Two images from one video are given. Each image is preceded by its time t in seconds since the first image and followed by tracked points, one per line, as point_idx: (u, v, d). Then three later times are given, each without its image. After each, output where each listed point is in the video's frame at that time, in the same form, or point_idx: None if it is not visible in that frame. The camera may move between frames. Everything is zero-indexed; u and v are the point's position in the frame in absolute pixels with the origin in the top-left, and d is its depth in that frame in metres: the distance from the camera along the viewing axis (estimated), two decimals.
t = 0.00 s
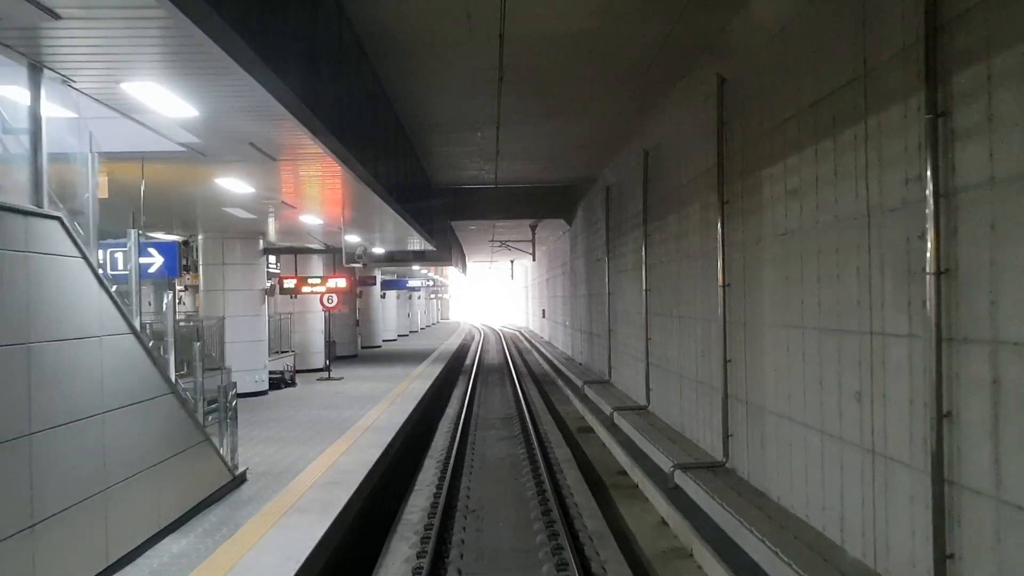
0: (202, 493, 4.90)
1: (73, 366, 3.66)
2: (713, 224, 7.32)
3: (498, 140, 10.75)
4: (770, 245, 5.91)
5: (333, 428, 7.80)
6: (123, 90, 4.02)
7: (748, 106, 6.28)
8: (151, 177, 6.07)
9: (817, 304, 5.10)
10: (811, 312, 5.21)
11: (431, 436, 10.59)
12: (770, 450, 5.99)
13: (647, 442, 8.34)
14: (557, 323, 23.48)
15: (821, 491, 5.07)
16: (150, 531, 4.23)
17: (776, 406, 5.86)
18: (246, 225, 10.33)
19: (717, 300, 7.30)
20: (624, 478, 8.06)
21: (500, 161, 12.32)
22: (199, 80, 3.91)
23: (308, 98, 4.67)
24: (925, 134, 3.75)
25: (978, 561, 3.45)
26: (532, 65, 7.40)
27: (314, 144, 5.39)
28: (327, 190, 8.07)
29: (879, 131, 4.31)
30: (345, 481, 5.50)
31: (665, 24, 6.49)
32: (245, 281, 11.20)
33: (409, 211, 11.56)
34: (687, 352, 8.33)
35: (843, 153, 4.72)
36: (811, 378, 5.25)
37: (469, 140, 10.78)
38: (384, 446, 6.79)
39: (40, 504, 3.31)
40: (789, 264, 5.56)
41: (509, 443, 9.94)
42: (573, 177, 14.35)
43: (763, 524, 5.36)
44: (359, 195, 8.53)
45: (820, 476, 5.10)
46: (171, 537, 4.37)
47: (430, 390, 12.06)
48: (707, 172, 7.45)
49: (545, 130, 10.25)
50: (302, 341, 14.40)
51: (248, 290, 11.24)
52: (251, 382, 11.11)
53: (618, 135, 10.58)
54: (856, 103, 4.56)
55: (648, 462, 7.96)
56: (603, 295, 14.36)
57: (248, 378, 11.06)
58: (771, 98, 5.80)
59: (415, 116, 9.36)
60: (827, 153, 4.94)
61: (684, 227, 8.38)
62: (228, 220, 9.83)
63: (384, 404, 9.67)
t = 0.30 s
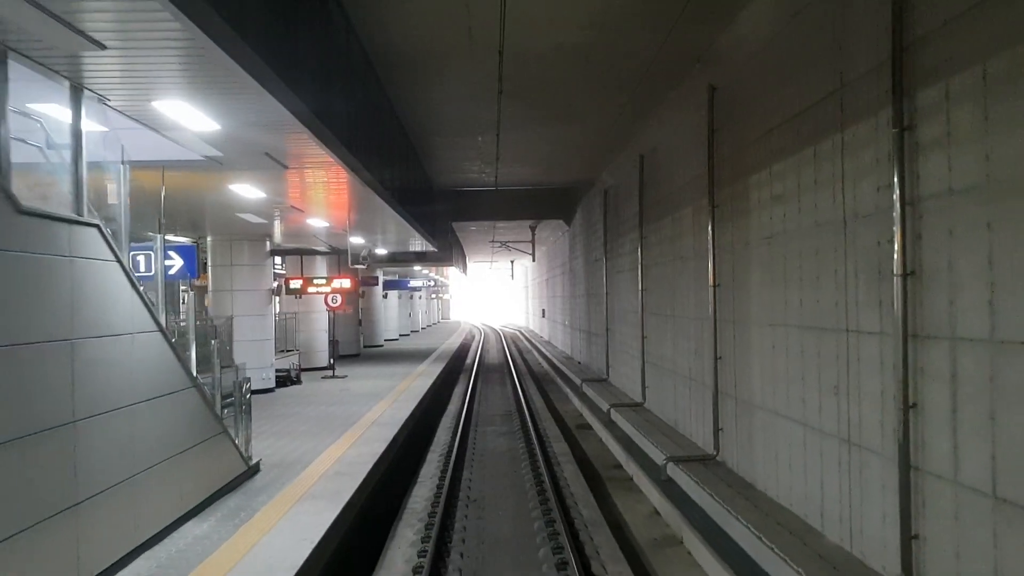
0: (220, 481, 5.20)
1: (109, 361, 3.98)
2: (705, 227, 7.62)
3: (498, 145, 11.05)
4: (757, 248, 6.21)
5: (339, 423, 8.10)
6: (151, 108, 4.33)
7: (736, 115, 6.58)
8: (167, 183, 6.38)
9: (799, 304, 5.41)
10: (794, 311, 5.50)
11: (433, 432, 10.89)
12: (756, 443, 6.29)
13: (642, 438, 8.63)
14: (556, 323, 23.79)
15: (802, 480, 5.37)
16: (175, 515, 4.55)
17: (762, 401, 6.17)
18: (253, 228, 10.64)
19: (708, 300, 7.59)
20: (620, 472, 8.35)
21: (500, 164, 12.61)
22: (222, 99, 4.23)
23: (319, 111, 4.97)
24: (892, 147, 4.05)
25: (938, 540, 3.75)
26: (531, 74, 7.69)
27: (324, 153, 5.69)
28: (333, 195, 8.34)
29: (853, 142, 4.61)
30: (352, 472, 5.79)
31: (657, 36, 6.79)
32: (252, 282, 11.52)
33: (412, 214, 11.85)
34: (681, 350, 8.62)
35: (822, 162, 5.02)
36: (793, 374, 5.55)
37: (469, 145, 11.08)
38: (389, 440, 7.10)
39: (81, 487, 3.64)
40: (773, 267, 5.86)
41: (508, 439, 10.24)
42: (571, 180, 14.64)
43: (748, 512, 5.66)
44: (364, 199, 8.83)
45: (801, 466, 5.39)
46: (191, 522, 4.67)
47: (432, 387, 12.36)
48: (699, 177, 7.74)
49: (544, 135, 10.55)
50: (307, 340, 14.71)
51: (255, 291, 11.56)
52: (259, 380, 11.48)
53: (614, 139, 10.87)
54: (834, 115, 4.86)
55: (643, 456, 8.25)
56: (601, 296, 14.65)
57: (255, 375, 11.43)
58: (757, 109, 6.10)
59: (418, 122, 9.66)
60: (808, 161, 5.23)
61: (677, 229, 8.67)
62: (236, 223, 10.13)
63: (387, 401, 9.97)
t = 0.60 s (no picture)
0: (239, 474, 5.50)
1: (139, 359, 4.30)
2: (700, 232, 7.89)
3: (500, 151, 11.34)
4: (748, 253, 6.49)
5: (347, 421, 8.39)
6: (177, 125, 4.64)
7: (728, 125, 6.86)
8: (185, 192, 6.71)
9: (786, 306, 5.69)
10: (781, 313, 5.79)
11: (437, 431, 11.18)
12: (747, 438, 6.57)
13: (639, 435, 8.90)
14: (559, 325, 24.07)
15: (789, 473, 5.65)
16: (199, 503, 4.88)
17: (752, 398, 6.45)
18: (262, 232, 10.95)
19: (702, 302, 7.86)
20: (618, 468, 8.63)
21: (503, 170, 12.88)
22: (243, 117, 4.54)
23: (332, 125, 5.27)
24: (868, 160, 4.34)
25: (908, 525, 4.05)
26: (531, 86, 7.99)
27: (335, 163, 6.00)
28: (341, 202, 8.65)
29: (835, 154, 4.89)
30: (362, 467, 6.07)
31: (652, 50, 7.09)
32: (262, 285, 11.89)
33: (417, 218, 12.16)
34: (678, 351, 8.89)
35: (807, 172, 5.30)
36: (781, 372, 5.83)
37: (473, 152, 11.37)
38: (396, 437, 7.39)
39: (116, 474, 3.99)
40: (763, 270, 6.14)
41: (511, 437, 10.52)
42: (573, 184, 14.91)
43: (739, 504, 5.94)
44: (370, 205, 9.14)
45: (788, 459, 5.68)
46: (212, 510, 4.97)
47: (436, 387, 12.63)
48: (694, 184, 8.02)
49: (544, 142, 10.84)
50: (314, 342, 15.01)
51: (265, 293, 11.91)
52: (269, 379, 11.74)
53: (614, 146, 11.15)
54: (817, 129, 5.15)
55: (640, 453, 8.53)
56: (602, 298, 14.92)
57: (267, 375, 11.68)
58: (747, 120, 6.38)
59: (422, 130, 9.96)
60: (794, 171, 5.52)
61: (674, 234, 8.95)
62: (246, 228, 10.46)
63: (392, 400, 10.26)
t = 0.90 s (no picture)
0: (254, 467, 5.79)
1: (166, 357, 4.60)
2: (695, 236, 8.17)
3: (502, 157, 11.63)
4: (740, 257, 6.77)
5: (355, 418, 8.68)
6: (199, 139, 4.95)
7: (721, 134, 7.14)
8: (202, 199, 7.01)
9: (775, 307, 5.97)
10: (771, 314, 6.07)
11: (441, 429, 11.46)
12: (739, 434, 6.85)
13: (638, 433, 9.18)
14: (561, 326, 24.35)
15: (778, 467, 5.92)
16: (220, 492, 5.21)
17: (744, 396, 6.73)
18: (271, 236, 11.25)
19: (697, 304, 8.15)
20: (617, 464, 8.91)
21: (505, 174, 13.16)
22: (260, 131, 4.84)
23: (343, 136, 5.56)
24: (847, 170, 4.62)
25: (884, 512, 4.33)
26: (532, 96, 8.28)
27: (345, 172, 6.29)
28: (348, 207, 8.94)
29: (819, 164, 5.17)
30: (370, 461, 6.35)
31: (648, 62, 7.37)
32: (272, 287, 12.18)
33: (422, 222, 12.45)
34: (675, 351, 9.16)
35: (794, 180, 5.58)
36: (771, 370, 6.10)
37: (476, 157, 11.66)
38: (402, 434, 7.68)
39: (145, 463, 4.30)
40: (753, 273, 6.42)
41: (513, 435, 10.81)
42: (574, 188, 15.19)
43: (731, 496, 6.21)
44: (377, 210, 9.43)
45: (777, 454, 5.95)
46: (230, 501, 5.26)
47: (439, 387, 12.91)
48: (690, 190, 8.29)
49: (546, 148, 11.12)
50: (320, 343, 15.31)
51: (274, 295, 12.21)
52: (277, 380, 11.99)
53: (613, 151, 11.43)
54: (802, 139, 5.43)
55: (639, 450, 8.81)
56: (602, 300, 15.19)
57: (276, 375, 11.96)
58: (739, 129, 6.65)
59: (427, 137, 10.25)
60: (782, 179, 5.80)
61: (671, 238, 9.23)
62: (256, 232, 10.76)
63: (398, 399, 10.56)
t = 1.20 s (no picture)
0: (268, 462, 6.08)
1: (189, 356, 4.90)
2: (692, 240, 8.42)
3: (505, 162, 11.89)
4: (733, 260, 7.03)
5: (363, 417, 8.95)
6: (220, 151, 5.25)
7: (716, 142, 7.39)
8: (218, 206, 7.30)
9: (766, 309, 6.23)
10: (762, 315, 6.33)
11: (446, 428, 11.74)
12: (733, 431, 7.10)
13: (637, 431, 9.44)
14: (563, 328, 24.60)
15: (769, 461, 6.19)
16: (237, 485, 5.49)
17: (738, 394, 6.99)
18: (280, 240, 11.53)
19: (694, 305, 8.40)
20: (617, 462, 9.17)
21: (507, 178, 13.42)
22: (277, 144, 5.13)
23: (353, 146, 5.84)
24: (831, 178, 4.88)
25: (865, 502, 4.60)
26: (534, 104, 8.56)
27: (355, 181, 6.58)
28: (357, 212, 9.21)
29: (806, 172, 5.44)
30: (378, 457, 6.63)
31: (646, 72, 7.64)
32: (280, 289, 12.49)
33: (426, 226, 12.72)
34: (673, 351, 9.43)
35: (783, 187, 5.85)
36: (761, 369, 6.37)
37: (480, 162, 11.93)
38: (408, 431, 7.96)
39: (170, 455, 4.59)
40: (746, 276, 6.68)
41: (516, 434, 11.08)
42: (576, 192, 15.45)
43: (724, 490, 6.47)
44: (384, 215, 9.71)
45: (768, 449, 6.22)
46: (245, 493, 5.53)
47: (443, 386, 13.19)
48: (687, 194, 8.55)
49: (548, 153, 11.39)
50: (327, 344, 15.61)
51: (283, 297, 12.52)
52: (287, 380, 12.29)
53: (614, 156, 11.69)
54: (790, 149, 5.69)
55: (638, 447, 9.06)
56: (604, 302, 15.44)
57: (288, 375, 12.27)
58: (733, 138, 6.92)
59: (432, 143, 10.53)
60: (772, 185, 6.06)
61: (669, 240, 9.49)
62: (264, 237, 11.04)
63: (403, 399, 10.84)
